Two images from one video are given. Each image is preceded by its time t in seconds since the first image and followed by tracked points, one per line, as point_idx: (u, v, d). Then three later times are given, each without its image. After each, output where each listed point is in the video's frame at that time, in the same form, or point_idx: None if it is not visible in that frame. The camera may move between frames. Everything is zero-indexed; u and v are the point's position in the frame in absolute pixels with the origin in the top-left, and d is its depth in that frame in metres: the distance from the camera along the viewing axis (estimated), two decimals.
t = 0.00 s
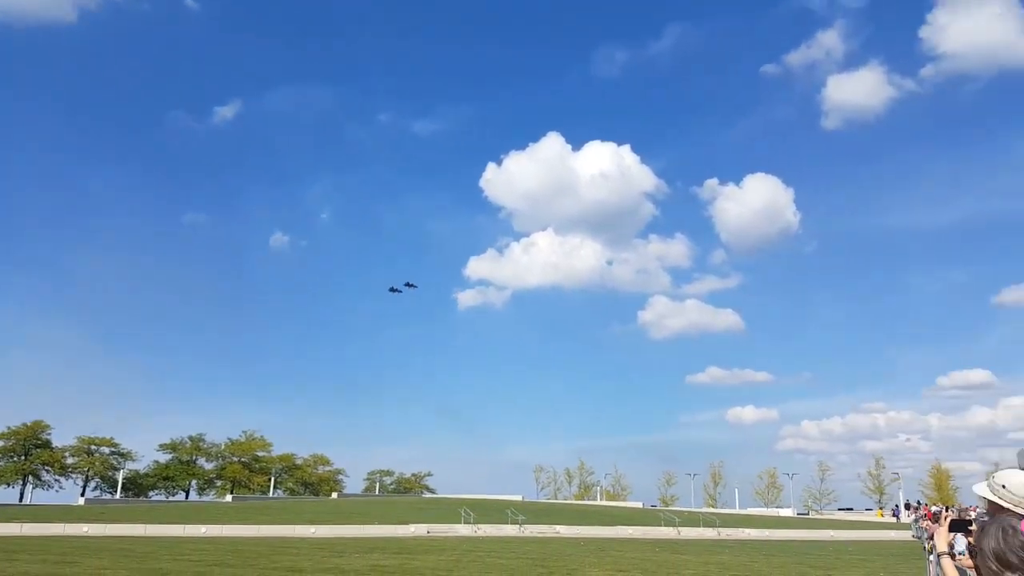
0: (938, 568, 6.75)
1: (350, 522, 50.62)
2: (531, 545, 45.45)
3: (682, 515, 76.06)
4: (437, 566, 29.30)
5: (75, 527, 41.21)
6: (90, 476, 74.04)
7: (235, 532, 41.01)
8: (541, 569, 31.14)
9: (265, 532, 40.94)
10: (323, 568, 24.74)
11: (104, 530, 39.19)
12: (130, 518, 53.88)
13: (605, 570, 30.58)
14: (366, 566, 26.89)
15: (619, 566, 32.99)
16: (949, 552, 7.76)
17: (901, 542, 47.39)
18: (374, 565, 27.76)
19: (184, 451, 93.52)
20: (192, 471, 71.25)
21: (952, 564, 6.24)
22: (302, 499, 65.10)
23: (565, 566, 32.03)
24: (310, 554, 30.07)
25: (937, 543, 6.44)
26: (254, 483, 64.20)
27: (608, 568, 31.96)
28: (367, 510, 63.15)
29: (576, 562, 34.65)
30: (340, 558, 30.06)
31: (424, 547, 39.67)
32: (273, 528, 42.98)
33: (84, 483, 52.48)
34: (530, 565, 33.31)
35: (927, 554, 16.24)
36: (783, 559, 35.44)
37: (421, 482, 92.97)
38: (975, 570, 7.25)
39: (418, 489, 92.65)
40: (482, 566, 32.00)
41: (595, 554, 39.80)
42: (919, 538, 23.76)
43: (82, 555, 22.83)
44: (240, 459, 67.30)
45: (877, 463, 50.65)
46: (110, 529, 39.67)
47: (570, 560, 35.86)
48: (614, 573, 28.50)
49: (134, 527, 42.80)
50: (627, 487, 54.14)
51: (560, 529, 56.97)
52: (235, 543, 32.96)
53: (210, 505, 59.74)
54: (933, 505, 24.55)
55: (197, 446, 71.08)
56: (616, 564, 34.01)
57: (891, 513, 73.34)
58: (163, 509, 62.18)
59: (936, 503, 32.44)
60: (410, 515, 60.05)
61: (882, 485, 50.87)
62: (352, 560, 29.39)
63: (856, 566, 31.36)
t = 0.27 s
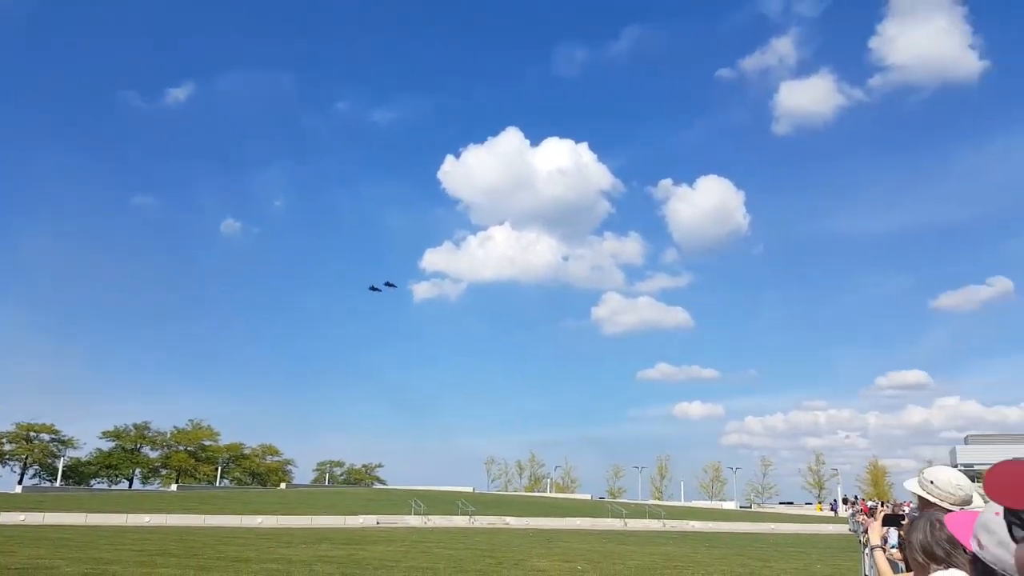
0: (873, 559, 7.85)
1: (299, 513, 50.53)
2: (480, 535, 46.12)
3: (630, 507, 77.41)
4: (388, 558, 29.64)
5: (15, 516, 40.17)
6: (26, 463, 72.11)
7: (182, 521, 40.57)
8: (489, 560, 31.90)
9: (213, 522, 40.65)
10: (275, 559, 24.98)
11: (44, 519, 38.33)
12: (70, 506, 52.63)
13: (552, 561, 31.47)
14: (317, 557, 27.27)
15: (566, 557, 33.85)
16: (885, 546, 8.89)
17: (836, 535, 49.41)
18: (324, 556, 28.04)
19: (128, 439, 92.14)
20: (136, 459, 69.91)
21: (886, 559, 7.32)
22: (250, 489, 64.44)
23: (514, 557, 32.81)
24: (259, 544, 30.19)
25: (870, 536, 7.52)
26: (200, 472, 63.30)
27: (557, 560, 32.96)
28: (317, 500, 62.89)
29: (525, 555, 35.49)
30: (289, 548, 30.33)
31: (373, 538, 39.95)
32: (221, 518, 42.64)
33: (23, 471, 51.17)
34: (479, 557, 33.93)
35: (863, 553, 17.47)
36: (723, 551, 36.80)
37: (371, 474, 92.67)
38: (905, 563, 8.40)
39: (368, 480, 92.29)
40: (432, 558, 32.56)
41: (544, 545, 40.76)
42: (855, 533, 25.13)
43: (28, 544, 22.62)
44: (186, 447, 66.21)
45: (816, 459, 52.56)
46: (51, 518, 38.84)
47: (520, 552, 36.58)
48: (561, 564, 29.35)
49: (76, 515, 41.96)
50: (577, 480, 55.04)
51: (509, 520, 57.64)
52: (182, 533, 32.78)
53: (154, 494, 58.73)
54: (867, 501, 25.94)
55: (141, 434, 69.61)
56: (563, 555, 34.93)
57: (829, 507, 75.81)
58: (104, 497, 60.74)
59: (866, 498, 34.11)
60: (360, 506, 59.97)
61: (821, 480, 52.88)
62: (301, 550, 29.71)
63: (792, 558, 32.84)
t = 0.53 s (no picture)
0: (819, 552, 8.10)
1: (253, 503, 49.87)
2: (437, 526, 45.97)
3: (587, 499, 77.97)
4: (342, 550, 29.33)
5: None
6: None
7: (130, 511, 39.54)
8: (445, 551, 31.94)
9: (162, 512, 39.70)
10: (226, 550, 24.50)
11: None
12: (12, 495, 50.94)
13: (508, 552, 31.60)
14: (268, 548, 26.98)
15: (522, 548, 33.91)
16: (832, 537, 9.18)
17: (786, 527, 50.48)
18: (277, 547, 27.61)
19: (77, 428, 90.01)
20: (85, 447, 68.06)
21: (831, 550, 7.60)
22: (203, 479, 63.21)
23: (470, 548, 32.76)
24: (210, 535, 29.62)
25: (818, 528, 7.75)
26: (151, 462, 61.89)
27: (513, 550, 33.01)
28: (271, 490, 62.03)
29: (481, 546, 35.47)
30: (241, 539, 29.96)
31: (328, 529, 39.50)
32: (171, 508, 41.68)
33: None
34: (435, 548, 33.78)
35: (813, 547, 17.79)
36: (677, 542, 37.35)
37: (328, 464, 91.76)
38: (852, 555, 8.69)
39: (325, 471, 91.36)
40: (388, 549, 32.35)
41: (500, 536, 40.79)
42: (806, 526, 25.65)
43: None
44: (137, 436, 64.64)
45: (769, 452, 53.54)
46: None
47: (475, 543, 36.53)
48: (516, 555, 29.50)
49: (18, 505, 40.56)
50: (534, 472, 55.17)
51: (466, 512, 57.55)
52: (130, 523, 31.95)
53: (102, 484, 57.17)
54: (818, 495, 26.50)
55: (90, 422, 67.73)
56: (518, 546, 35.13)
57: (781, 499, 77.35)
58: (50, 487, 58.95)
59: (816, 491, 34.85)
60: (315, 497, 59.27)
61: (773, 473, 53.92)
62: (253, 541, 29.41)
63: (743, 549, 33.46)
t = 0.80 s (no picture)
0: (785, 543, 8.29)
1: (222, 498, 49.24)
2: (408, 521, 45.89)
3: (559, 491, 78.19)
4: (314, 545, 29.17)
5: None
6: None
7: (96, 507, 38.87)
8: (417, 544, 31.90)
9: (130, 507, 39.08)
10: (195, 546, 24.25)
11: None
12: None
13: (481, 546, 31.66)
14: (239, 543, 26.71)
15: (495, 540, 34.03)
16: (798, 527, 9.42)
17: (755, 518, 51.27)
18: (247, 543, 27.37)
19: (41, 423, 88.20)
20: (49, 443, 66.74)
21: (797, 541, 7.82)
22: (172, 474, 62.38)
23: (442, 542, 32.80)
24: (179, 530, 29.29)
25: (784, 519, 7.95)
26: (119, 457, 60.94)
27: (485, 543, 33.16)
28: (241, 485, 61.40)
29: (453, 539, 35.51)
30: (211, 534, 29.62)
31: (298, 524, 39.22)
32: (139, 504, 41.05)
33: None
34: (407, 542, 33.75)
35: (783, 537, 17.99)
36: (649, 534, 37.74)
37: (299, 459, 91.01)
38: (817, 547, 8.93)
39: (297, 466, 90.65)
40: (360, 544, 32.26)
41: (472, 530, 40.88)
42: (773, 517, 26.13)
43: None
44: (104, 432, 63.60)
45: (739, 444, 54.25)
46: None
47: (447, 537, 36.57)
48: (489, 549, 29.52)
49: None
50: (507, 465, 55.28)
51: (438, 505, 57.52)
52: (96, 520, 31.43)
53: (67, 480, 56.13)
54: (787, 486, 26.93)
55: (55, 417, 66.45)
56: (492, 539, 35.16)
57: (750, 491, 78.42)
58: (13, 483, 57.71)
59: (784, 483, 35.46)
60: (286, 492, 58.79)
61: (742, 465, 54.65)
62: (224, 536, 29.08)
63: (714, 540, 33.94)
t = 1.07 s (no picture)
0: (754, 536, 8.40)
1: (194, 491, 48.68)
2: (382, 514, 45.76)
3: (533, 484, 78.42)
4: (287, 537, 28.96)
5: None
6: None
7: (65, 499, 38.26)
8: (392, 537, 31.85)
9: (99, 499, 38.52)
10: (167, 539, 23.98)
11: None
12: None
13: (455, 538, 31.68)
14: (211, 535, 26.46)
15: (469, 533, 34.06)
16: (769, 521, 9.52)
17: (726, 510, 51.89)
18: (219, 535, 27.11)
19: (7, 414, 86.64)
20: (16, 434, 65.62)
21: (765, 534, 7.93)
22: (143, 466, 61.64)
23: (416, 535, 32.74)
24: (149, 522, 28.92)
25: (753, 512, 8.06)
26: (89, 449, 60.08)
27: (459, 535, 33.17)
28: (214, 478, 60.82)
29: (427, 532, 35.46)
30: (183, 527, 29.33)
31: (272, 517, 38.90)
32: (109, 496, 40.47)
33: None
34: (380, 534, 33.63)
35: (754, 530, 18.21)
36: (622, 526, 38.05)
37: (273, 452, 90.37)
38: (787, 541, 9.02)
39: (270, 458, 90.03)
40: (333, 536, 32.09)
41: (446, 523, 40.84)
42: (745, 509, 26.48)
43: None
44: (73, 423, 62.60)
45: (712, 438, 54.83)
46: None
47: (421, 530, 36.50)
48: (463, 541, 29.56)
49: None
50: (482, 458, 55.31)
51: (413, 498, 57.45)
52: (65, 511, 30.93)
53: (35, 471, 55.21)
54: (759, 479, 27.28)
55: (23, 408, 65.31)
56: (466, 531, 35.19)
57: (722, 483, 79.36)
58: None
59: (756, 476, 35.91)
60: (259, 484, 58.33)
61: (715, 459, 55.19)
62: (196, 528, 28.80)
63: (686, 533, 34.29)
